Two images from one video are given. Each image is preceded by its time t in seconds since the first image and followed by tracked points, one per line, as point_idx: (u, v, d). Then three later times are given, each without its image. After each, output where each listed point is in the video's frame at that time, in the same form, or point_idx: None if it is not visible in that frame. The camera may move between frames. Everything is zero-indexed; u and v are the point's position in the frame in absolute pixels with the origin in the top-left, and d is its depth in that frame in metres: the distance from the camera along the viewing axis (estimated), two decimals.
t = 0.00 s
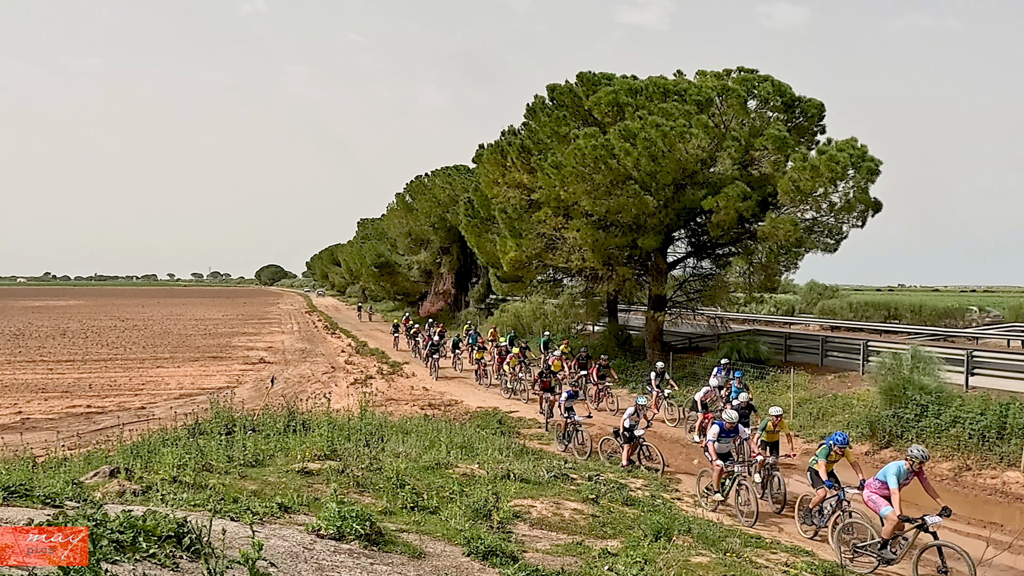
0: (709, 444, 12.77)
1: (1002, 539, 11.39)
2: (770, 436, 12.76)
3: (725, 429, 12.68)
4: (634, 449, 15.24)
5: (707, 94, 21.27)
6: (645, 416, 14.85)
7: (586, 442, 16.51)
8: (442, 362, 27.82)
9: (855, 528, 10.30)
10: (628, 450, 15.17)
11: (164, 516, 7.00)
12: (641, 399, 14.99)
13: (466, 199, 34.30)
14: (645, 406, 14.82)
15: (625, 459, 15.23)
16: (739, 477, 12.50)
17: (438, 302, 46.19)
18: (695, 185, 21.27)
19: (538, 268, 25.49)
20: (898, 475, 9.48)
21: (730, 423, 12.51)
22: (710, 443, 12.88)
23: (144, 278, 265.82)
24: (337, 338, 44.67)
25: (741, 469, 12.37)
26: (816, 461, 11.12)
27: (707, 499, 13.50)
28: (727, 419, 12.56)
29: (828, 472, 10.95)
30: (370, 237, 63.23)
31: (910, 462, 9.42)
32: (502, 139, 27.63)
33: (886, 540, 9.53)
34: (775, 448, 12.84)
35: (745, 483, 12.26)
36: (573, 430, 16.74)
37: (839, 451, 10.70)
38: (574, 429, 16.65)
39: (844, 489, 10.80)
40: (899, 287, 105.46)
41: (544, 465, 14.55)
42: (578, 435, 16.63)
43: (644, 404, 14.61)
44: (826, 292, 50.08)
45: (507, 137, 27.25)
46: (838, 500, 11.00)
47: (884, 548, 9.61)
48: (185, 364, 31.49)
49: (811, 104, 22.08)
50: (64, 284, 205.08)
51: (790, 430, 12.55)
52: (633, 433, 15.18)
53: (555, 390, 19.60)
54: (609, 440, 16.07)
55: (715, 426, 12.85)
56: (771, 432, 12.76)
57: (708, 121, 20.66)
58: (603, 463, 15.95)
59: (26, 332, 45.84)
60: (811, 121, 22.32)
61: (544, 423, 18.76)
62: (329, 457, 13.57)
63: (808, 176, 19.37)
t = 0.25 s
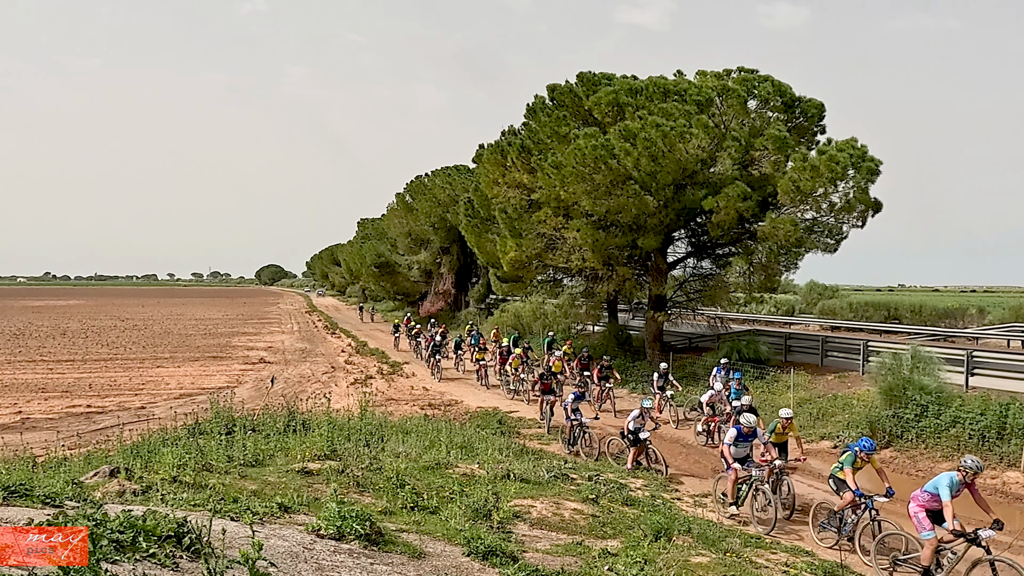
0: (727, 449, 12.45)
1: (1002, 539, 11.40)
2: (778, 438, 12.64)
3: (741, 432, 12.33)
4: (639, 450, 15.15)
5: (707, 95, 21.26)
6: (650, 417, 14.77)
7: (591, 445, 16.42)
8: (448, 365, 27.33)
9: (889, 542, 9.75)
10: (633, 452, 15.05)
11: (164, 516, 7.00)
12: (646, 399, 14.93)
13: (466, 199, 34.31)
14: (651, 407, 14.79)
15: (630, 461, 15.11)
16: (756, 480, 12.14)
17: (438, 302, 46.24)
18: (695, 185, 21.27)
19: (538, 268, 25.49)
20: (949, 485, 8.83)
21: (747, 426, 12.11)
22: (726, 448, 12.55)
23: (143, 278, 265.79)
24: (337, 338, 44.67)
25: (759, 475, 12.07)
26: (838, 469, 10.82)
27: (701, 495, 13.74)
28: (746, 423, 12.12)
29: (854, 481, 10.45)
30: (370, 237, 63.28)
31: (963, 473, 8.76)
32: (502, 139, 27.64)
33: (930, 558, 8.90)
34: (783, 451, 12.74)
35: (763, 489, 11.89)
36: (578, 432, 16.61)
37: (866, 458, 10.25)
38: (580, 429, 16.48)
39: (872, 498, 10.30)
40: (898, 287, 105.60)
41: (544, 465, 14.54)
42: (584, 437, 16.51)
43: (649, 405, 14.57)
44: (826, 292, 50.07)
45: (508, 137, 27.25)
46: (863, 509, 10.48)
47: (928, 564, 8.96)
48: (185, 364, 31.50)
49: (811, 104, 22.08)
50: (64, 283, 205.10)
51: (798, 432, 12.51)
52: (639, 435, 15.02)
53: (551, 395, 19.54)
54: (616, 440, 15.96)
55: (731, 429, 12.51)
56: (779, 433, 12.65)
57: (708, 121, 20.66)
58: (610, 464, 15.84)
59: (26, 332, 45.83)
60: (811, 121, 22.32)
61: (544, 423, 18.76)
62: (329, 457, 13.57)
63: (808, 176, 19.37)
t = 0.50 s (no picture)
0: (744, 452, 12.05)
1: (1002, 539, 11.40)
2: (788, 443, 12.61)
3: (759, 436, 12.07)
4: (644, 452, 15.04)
5: (707, 95, 21.26)
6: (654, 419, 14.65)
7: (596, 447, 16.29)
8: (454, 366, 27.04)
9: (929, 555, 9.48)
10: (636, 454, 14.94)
11: (164, 516, 7.00)
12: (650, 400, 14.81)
13: (466, 199, 34.32)
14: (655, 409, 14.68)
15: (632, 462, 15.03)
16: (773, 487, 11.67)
17: (438, 302, 46.39)
18: (695, 185, 21.26)
19: (538, 268, 25.50)
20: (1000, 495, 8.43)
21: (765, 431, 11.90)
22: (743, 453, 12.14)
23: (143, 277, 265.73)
24: (337, 338, 44.68)
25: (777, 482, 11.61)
26: (862, 474, 10.47)
27: (698, 493, 13.81)
28: (763, 427, 11.92)
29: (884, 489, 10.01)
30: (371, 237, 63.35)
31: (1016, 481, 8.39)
32: (502, 139, 27.65)
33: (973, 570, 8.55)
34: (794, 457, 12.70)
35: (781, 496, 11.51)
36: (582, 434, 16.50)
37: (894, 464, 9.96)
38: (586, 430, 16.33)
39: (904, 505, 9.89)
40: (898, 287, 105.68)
41: (544, 465, 14.54)
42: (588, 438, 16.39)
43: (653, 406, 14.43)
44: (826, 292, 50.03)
45: (508, 137, 27.26)
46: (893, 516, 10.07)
47: None
48: (185, 363, 31.51)
49: (811, 104, 22.08)
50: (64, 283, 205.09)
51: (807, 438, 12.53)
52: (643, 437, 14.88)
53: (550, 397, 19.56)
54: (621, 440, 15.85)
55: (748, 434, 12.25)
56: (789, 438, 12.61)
57: (708, 122, 20.67)
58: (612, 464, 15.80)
59: (26, 331, 45.86)
60: (812, 121, 22.32)
61: (544, 423, 18.76)
62: (329, 456, 13.57)
63: (809, 176, 19.36)
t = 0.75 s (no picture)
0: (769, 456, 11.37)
1: (1002, 540, 11.40)
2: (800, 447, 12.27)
3: (785, 440, 11.37)
4: (651, 455, 14.87)
5: (708, 95, 21.25)
6: (661, 421, 14.48)
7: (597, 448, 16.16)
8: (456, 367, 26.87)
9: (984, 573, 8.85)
10: (643, 456, 14.78)
11: (163, 515, 7.01)
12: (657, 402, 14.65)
13: (466, 199, 34.32)
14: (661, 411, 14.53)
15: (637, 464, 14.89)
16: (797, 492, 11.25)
17: (438, 302, 46.84)
18: (695, 185, 21.26)
19: (538, 268, 25.51)
20: None
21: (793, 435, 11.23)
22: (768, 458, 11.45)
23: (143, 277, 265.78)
24: (337, 338, 44.69)
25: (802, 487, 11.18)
26: (896, 483, 9.93)
27: (698, 493, 13.79)
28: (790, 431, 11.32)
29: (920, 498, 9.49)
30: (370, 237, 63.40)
31: None
32: (502, 139, 27.66)
33: None
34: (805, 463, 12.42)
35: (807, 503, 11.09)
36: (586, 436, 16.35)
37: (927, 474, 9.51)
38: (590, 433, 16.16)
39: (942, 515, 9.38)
40: (899, 288, 105.74)
41: (544, 465, 14.55)
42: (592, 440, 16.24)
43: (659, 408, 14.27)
44: (827, 292, 50.00)
45: (508, 137, 27.26)
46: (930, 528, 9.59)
47: None
48: (185, 363, 31.52)
49: (811, 104, 22.08)
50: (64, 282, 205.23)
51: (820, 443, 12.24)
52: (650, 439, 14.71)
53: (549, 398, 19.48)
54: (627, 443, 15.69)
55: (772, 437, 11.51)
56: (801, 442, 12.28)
57: (709, 122, 20.66)
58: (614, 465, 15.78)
59: (27, 331, 45.89)
60: (812, 121, 22.32)
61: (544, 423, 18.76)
62: (329, 456, 13.57)
63: (809, 177, 19.36)
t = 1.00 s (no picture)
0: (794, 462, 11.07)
1: (1002, 541, 11.41)
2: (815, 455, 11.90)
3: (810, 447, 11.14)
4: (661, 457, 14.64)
5: (708, 95, 21.25)
6: (671, 423, 14.32)
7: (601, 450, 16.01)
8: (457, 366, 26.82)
9: None
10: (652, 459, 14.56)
11: (163, 515, 7.01)
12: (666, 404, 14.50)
13: (466, 199, 34.31)
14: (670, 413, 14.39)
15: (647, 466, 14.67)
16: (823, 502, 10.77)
17: (438, 302, 47.29)
18: (696, 185, 21.24)
19: (538, 268, 25.52)
20: None
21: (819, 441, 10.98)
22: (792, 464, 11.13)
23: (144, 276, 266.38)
24: (337, 337, 44.69)
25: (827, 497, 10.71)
26: (932, 491, 9.48)
27: (698, 493, 13.79)
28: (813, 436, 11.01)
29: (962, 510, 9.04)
30: (370, 237, 63.45)
31: None
32: (502, 139, 27.67)
33: None
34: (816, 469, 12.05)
35: (834, 512, 10.68)
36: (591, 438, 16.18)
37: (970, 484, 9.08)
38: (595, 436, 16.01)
39: (984, 527, 8.94)
40: (899, 289, 105.83)
41: (544, 465, 14.55)
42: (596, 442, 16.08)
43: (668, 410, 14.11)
44: (826, 293, 49.99)
45: (508, 137, 27.27)
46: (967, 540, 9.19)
47: None
48: (185, 362, 31.50)
49: (811, 105, 22.07)
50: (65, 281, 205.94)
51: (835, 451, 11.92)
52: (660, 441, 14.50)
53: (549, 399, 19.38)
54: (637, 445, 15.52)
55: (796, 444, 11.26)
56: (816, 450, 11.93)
57: (709, 122, 20.66)
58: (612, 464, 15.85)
59: (27, 329, 45.91)
60: (812, 122, 22.32)
61: (544, 423, 18.77)
62: (329, 456, 13.56)
63: (809, 177, 19.35)
